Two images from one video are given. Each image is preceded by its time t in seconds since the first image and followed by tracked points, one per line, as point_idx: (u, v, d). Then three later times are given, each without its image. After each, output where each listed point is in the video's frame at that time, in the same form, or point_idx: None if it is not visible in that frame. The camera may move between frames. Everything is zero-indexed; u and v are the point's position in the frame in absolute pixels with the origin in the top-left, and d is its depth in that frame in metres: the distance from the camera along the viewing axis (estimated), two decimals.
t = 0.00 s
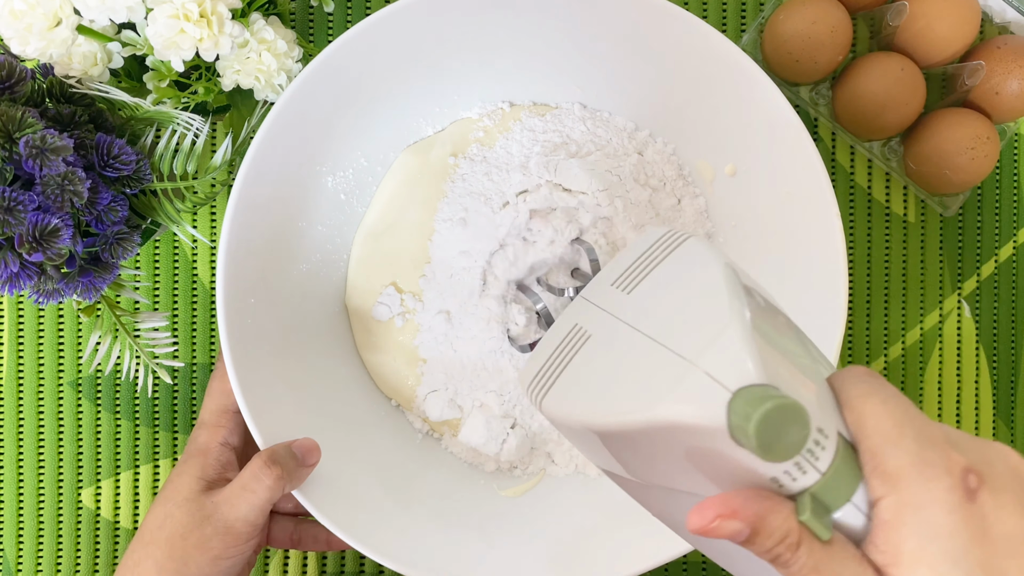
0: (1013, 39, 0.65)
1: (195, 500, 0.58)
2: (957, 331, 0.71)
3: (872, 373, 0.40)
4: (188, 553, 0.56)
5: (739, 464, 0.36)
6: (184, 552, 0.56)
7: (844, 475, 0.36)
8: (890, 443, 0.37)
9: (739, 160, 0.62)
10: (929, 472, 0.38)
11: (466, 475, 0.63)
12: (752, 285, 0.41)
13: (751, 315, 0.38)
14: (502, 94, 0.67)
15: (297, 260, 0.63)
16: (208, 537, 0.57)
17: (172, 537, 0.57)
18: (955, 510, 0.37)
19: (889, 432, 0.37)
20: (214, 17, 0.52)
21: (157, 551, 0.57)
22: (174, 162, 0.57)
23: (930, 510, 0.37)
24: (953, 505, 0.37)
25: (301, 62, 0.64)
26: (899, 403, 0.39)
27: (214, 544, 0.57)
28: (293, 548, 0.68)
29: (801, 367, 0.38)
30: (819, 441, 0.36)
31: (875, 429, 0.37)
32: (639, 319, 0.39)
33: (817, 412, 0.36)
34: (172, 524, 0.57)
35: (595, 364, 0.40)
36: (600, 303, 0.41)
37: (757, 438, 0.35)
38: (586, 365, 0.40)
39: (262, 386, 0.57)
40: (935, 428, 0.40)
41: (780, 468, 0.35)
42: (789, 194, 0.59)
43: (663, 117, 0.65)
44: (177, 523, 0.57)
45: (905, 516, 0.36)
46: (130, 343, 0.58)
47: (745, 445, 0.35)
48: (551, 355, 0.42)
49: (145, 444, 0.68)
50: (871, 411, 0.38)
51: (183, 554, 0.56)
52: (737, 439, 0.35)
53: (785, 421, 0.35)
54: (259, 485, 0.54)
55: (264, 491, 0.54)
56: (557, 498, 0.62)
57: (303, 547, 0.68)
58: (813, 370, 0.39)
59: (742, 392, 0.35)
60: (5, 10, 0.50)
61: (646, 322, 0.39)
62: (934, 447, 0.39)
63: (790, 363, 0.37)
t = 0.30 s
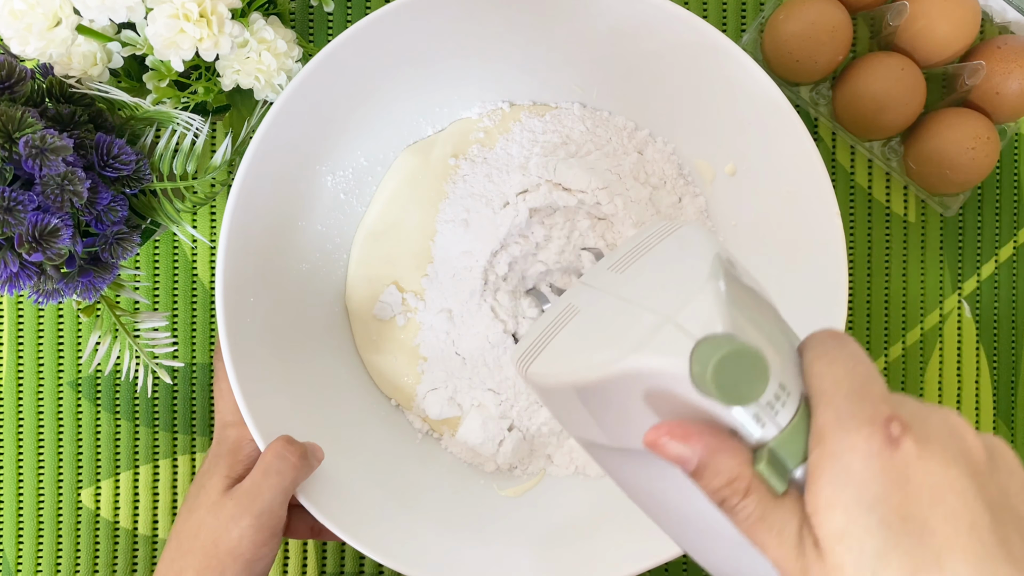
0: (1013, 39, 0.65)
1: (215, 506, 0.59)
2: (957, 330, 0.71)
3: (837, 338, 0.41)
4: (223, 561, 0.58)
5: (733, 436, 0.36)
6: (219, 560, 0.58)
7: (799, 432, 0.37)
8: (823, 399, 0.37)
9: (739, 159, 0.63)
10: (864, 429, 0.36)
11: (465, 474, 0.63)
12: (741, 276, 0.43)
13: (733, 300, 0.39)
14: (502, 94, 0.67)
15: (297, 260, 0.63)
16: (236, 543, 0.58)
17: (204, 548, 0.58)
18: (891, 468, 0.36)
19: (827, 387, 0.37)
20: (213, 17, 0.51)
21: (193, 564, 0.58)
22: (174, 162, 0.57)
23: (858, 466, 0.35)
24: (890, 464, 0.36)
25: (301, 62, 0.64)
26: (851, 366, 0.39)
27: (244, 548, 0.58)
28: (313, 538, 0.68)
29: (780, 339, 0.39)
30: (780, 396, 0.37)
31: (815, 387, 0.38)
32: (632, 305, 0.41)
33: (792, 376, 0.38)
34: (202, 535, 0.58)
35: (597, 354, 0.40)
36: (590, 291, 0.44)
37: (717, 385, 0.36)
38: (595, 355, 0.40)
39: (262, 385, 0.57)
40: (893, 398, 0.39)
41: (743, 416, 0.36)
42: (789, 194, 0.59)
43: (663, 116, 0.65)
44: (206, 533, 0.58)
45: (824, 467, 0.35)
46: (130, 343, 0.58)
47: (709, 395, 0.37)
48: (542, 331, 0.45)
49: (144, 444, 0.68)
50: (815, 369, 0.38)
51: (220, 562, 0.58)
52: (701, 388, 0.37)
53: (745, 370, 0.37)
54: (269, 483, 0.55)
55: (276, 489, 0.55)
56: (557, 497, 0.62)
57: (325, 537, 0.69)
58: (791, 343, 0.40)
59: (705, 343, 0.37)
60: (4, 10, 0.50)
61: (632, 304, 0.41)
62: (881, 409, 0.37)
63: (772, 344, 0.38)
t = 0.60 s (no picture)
0: (1013, 40, 0.65)
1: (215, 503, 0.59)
2: (957, 330, 0.71)
3: (854, 342, 0.42)
4: (216, 557, 0.57)
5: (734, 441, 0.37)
6: (211, 557, 0.57)
7: (808, 443, 0.37)
8: (845, 402, 0.38)
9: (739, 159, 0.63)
10: (892, 438, 0.38)
11: (465, 475, 0.63)
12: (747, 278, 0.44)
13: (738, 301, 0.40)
14: (502, 94, 0.67)
15: (296, 260, 0.63)
16: (231, 540, 0.57)
17: (198, 544, 0.58)
18: (922, 479, 0.37)
19: (847, 391, 0.38)
20: (214, 17, 0.51)
21: (185, 559, 0.58)
22: (174, 162, 0.57)
23: (889, 477, 0.37)
24: (921, 473, 0.37)
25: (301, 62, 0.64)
26: (876, 374, 0.40)
27: (237, 546, 0.58)
28: (313, 540, 0.69)
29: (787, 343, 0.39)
30: (786, 401, 0.37)
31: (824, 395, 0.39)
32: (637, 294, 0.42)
33: (800, 381, 0.38)
34: (197, 530, 0.58)
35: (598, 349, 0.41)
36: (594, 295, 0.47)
37: (719, 386, 0.37)
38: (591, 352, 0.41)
39: (262, 384, 0.57)
40: (919, 406, 0.41)
41: (747, 422, 0.37)
42: (789, 194, 0.60)
43: (663, 116, 0.65)
44: (201, 529, 0.58)
45: (853, 474, 0.36)
46: (129, 343, 0.58)
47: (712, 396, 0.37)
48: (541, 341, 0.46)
49: (144, 444, 0.68)
50: (832, 374, 0.39)
51: (212, 558, 0.57)
52: (706, 390, 0.37)
53: (747, 371, 0.37)
54: (267, 483, 0.55)
55: (274, 489, 0.55)
56: (557, 497, 0.62)
57: (324, 538, 0.69)
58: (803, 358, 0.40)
59: (707, 341, 0.38)
60: (5, 10, 0.50)
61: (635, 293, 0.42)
62: (909, 419, 0.39)
63: (779, 343, 0.39)
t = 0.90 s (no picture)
0: (1016, 39, 0.65)
1: (215, 504, 0.59)
2: (960, 331, 0.71)
3: (757, 220, 0.39)
4: (212, 557, 0.57)
5: (621, 302, 0.38)
6: (208, 556, 0.57)
7: (690, 299, 0.37)
8: (745, 277, 0.36)
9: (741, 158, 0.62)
10: (794, 308, 0.34)
11: (466, 476, 0.63)
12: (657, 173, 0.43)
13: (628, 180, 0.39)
14: (503, 92, 0.66)
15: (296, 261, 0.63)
16: (229, 541, 0.57)
17: (195, 542, 0.57)
18: (820, 353, 0.34)
19: (751, 267, 0.36)
20: (212, 16, 0.51)
21: (181, 556, 0.57)
22: (173, 161, 0.57)
23: (788, 350, 0.33)
24: (820, 347, 0.34)
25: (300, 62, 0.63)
26: (768, 239, 0.37)
27: (235, 547, 0.57)
28: (312, 544, 0.68)
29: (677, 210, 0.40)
30: (667, 261, 0.38)
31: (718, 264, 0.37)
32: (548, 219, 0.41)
33: (680, 236, 0.38)
34: (196, 528, 0.58)
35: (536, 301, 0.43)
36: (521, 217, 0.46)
37: (596, 251, 0.39)
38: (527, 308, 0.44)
39: (260, 385, 0.57)
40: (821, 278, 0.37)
41: (625, 285, 0.38)
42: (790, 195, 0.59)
43: (665, 116, 0.65)
44: (201, 527, 0.58)
45: (749, 343, 0.34)
46: (128, 344, 0.58)
47: (590, 260, 0.39)
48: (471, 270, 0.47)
49: (143, 445, 0.67)
50: (734, 249, 0.37)
51: (208, 558, 0.57)
52: (591, 253, 0.39)
53: (621, 228, 0.38)
54: (273, 488, 0.54)
55: (279, 495, 0.54)
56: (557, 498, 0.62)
57: (324, 541, 0.68)
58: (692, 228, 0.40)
59: (578, 216, 0.39)
60: (2, 9, 0.49)
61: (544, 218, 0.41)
62: (811, 291, 0.35)
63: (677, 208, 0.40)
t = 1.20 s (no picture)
0: (1016, 38, 0.65)
1: (218, 503, 0.59)
2: (960, 331, 0.71)
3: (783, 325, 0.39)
4: (215, 556, 0.57)
5: (650, 449, 0.37)
6: (210, 555, 0.57)
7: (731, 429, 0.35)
8: (776, 385, 0.35)
9: (741, 158, 0.62)
10: (827, 412, 0.34)
11: (465, 476, 0.63)
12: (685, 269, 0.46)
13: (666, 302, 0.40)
14: (502, 93, 0.66)
15: (295, 260, 0.63)
16: (232, 541, 0.57)
17: (198, 541, 0.58)
18: (865, 456, 0.32)
19: (777, 372, 0.36)
20: (211, 15, 0.51)
21: (184, 554, 0.58)
22: (172, 161, 0.56)
23: (830, 456, 0.32)
24: (866, 449, 0.32)
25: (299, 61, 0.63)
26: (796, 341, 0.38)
27: (237, 546, 0.57)
28: (313, 544, 0.67)
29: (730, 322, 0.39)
30: (698, 400, 0.36)
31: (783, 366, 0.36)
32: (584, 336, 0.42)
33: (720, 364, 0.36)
34: (199, 527, 0.58)
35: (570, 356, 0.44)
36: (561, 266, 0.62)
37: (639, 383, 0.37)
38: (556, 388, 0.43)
39: (259, 385, 0.57)
40: (851, 380, 0.37)
41: (661, 421, 0.36)
42: (791, 195, 0.59)
43: (665, 115, 0.65)
44: (203, 526, 0.58)
45: (789, 462, 0.33)
46: (127, 344, 0.58)
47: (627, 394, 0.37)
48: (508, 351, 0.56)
49: (142, 445, 0.67)
50: (773, 354, 0.37)
51: (211, 557, 0.57)
52: (612, 390, 0.38)
53: (651, 372, 0.37)
54: (277, 491, 0.54)
55: (283, 497, 0.54)
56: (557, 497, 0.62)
57: (326, 542, 0.67)
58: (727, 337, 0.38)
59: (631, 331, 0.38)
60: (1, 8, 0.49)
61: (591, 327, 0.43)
62: (844, 395, 0.35)
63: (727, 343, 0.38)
